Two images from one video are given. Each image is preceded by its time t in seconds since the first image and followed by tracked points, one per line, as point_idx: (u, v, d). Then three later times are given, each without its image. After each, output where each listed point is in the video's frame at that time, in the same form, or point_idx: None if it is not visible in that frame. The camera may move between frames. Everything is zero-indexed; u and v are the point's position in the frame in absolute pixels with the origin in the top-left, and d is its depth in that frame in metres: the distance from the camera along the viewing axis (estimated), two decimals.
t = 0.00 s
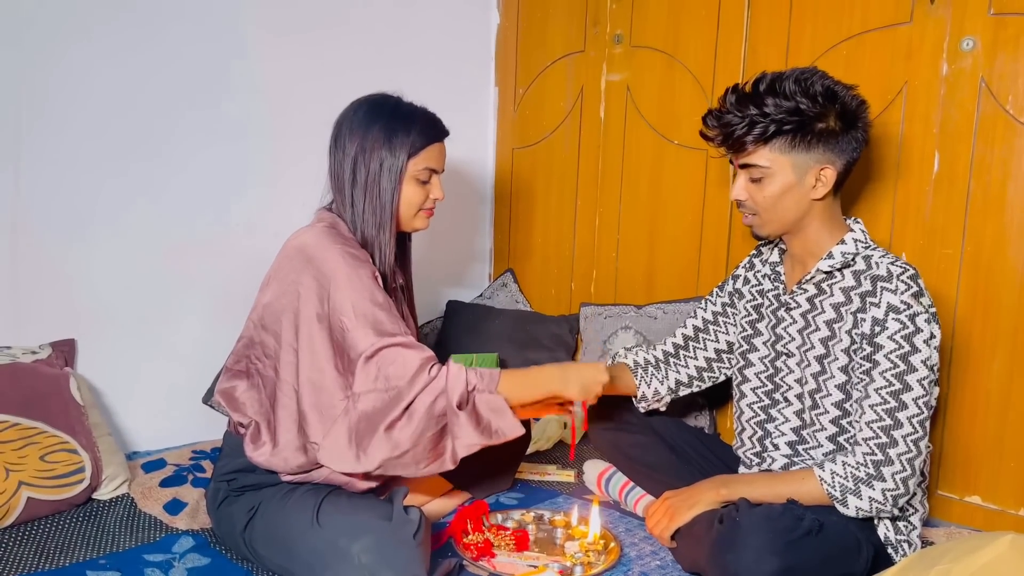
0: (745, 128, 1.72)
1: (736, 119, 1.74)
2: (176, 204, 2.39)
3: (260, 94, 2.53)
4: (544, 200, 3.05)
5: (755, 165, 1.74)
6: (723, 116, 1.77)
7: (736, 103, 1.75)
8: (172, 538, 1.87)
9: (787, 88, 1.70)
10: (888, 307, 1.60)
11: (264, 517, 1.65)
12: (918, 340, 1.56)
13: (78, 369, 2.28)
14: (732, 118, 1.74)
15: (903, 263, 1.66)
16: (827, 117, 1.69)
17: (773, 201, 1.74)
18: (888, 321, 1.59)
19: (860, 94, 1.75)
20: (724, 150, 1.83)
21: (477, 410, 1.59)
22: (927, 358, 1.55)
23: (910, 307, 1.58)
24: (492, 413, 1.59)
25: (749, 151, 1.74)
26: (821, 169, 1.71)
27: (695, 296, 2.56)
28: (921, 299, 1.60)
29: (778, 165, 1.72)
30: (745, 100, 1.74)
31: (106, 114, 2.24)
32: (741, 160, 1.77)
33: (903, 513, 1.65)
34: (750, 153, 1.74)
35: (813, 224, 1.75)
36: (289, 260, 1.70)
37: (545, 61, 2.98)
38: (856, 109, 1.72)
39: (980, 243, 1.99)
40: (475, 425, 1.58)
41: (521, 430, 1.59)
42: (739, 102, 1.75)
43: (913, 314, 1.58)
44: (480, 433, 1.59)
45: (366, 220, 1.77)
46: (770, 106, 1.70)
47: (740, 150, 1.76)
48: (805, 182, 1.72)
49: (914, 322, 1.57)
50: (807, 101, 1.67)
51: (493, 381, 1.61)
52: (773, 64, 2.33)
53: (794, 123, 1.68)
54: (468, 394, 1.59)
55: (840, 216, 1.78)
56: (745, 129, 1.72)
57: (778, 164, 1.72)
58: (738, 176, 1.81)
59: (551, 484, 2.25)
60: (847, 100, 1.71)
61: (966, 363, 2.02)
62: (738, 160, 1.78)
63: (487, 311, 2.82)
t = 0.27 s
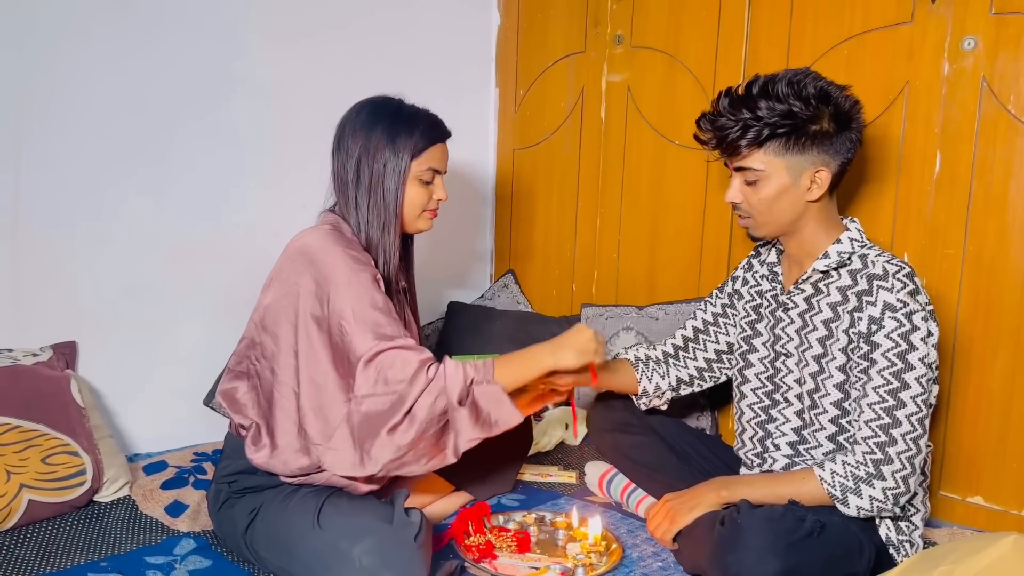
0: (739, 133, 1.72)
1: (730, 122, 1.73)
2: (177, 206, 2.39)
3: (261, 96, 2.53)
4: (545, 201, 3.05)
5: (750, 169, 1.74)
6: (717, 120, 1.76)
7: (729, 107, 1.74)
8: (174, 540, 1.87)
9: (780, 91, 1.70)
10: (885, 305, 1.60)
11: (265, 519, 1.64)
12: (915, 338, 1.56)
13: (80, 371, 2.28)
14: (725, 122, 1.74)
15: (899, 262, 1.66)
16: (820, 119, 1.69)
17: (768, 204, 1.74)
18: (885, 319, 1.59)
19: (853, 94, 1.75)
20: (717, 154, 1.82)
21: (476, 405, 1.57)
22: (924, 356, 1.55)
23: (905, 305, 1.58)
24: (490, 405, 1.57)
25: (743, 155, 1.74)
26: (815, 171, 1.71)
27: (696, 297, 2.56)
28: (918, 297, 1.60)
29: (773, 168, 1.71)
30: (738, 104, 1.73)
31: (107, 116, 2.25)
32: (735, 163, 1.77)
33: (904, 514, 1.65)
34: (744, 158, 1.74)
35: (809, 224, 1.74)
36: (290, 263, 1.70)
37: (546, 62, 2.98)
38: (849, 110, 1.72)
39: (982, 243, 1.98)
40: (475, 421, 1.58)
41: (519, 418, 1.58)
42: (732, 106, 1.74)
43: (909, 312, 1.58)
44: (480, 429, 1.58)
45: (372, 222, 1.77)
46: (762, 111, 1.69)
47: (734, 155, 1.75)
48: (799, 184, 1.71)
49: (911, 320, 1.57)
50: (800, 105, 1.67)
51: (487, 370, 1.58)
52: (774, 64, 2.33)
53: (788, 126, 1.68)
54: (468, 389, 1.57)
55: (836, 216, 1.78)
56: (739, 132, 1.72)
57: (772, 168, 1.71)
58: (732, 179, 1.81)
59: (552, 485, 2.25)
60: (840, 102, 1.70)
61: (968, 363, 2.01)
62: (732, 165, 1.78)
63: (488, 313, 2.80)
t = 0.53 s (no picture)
0: (742, 134, 1.72)
1: (732, 123, 1.73)
2: (177, 206, 2.39)
3: (262, 97, 2.53)
4: (546, 202, 3.04)
5: (753, 170, 1.74)
6: (719, 120, 1.76)
7: (732, 107, 1.74)
8: (175, 541, 1.86)
9: (783, 91, 1.69)
10: (888, 306, 1.60)
11: (266, 520, 1.64)
12: (919, 338, 1.55)
13: (81, 373, 2.27)
14: (728, 123, 1.74)
15: (903, 262, 1.65)
16: (823, 119, 1.68)
17: (770, 204, 1.74)
18: (888, 319, 1.59)
19: (856, 94, 1.74)
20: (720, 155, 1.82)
21: (487, 397, 1.61)
22: (928, 356, 1.54)
23: (909, 305, 1.57)
24: (499, 397, 1.62)
25: (746, 155, 1.73)
26: (818, 172, 1.71)
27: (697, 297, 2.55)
28: (922, 297, 1.59)
29: (776, 169, 1.71)
30: (741, 104, 1.73)
31: (108, 118, 2.24)
32: (738, 163, 1.76)
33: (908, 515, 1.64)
34: (747, 158, 1.74)
35: (811, 225, 1.74)
36: (293, 262, 1.69)
37: (547, 62, 2.98)
38: (852, 110, 1.72)
39: (984, 242, 1.98)
40: (485, 413, 1.61)
41: (527, 412, 1.63)
42: (735, 106, 1.74)
43: (913, 312, 1.57)
44: (491, 421, 1.61)
45: (371, 223, 1.77)
46: (765, 111, 1.69)
47: (737, 155, 1.75)
48: (802, 185, 1.71)
49: (914, 321, 1.56)
50: (803, 105, 1.67)
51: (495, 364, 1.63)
52: (775, 64, 2.33)
53: (791, 126, 1.67)
54: (479, 382, 1.61)
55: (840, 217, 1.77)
56: (742, 133, 1.71)
57: (776, 168, 1.71)
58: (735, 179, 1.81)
59: (553, 486, 2.25)
60: (843, 102, 1.70)
61: (970, 363, 2.01)
62: (735, 166, 1.77)
63: (489, 313, 2.80)
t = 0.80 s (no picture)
0: (741, 135, 1.72)
1: (731, 124, 1.73)
2: (177, 207, 2.39)
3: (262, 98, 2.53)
4: (546, 202, 3.04)
5: (753, 171, 1.74)
6: (719, 121, 1.76)
7: (732, 108, 1.74)
8: (175, 543, 1.86)
9: (782, 92, 1.70)
10: (888, 306, 1.60)
11: (267, 521, 1.64)
12: (919, 339, 1.55)
13: (81, 374, 2.27)
14: (727, 125, 1.74)
15: (903, 262, 1.65)
16: (823, 120, 1.68)
17: (770, 205, 1.74)
18: (888, 319, 1.59)
19: (857, 95, 1.74)
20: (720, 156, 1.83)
21: (480, 413, 1.60)
22: (928, 356, 1.54)
23: (910, 305, 1.57)
24: (493, 414, 1.60)
25: (746, 156, 1.74)
26: (818, 172, 1.71)
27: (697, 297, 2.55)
28: (922, 297, 1.59)
29: (776, 170, 1.71)
30: (740, 105, 1.73)
31: (109, 119, 2.25)
32: (738, 164, 1.77)
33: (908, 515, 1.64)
34: (747, 159, 1.74)
35: (811, 225, 1.74)
36: (293, 264, 1.69)
37: (546, 63, 2.98)
38: (852, 110, 1.71)
39: (984, 242, 1.98)
40: (478, 429, 1.60)
41: (524, 429, 1.61)
42: (734, 108, 1.74)
43: (913, 312, 1.57)
44: (484, 437, 1.60)
45: (371, 224, 1.77)
46: (763, 113, 1.69)
47: (737, 157, 1.75)
48: (802, 185, 1.71)
49: (914, 321, 1.56)
50: (802, 106, 1.67)
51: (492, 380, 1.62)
52: (775, 64, 2.32)
53: (790, 127, 1.67)
54: (473, 398, 1.60)
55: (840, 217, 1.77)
56: (741, 134, 1.72)
57: (775, 169, 1.71)
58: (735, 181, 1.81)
59: (554, 486, 2.25)
60: (842, 103, 1.70)
61: (971, 363, 2.01)
62: (735, 167, 1.78)
63: (488, 314, 2.80)
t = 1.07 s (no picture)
0: (744, 133, 1.71)
1: (736, 122, 1.72)
2: (176, 208, 2.38)
3: (262, 98, 2.52)
4: (546, 202, 3.04)
5: (756, 168, 1.73)
6: (722, 119, 1.76)
7: (735, 106, 1.74)
8: (175, 545, 1.85)
9: (786, 89, 1.69)
10: (889, 303, 1.59)
11: (267, 523, 1.63)
12: (920, 336, 1.55)
13: (80, 375, 2.26)
14: (731, 122, 1.73)
15: (904, 260, 1.65)
16: (827, 119, 1.68)
17: (772, 204, 1.73)
18: (890, 317, 1.58)
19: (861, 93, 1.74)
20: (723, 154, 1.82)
21: (474, 428, 1.62)
22: (929, 354, 1.53)
23: (910, 302, 1.57)
24: (487, 429, 1.62)
25: (749, 154, 1.73)
26: (821, 171, 1.70)
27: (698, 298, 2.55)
28: (923, 295, 1.59)
29: (778, 168, 1.71)
30: (744, 103, 1.73)
31: (108, 120, 2.24)
32: (741, 162, 1.76)
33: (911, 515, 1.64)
34: (750, 157, 1.74)
35: (813, 224, 1.74)
36: (292, 263, 1.68)
37: (546, 63, 2.98)
38: (856, 109, 1.71)
39: (985, 241, 1.97)
40: (473, 441, 1.61)
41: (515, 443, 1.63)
42: (738, 105, 1.74)
43: (915, 310, 1.57)
44: (479, 450, 1.61)
45: (368, 223, 1.76)
46: (767, 110, 1.69)
47: (740, 154, 1.75)
48: (805, 184, 1.71)
49: (916, 318, 1.56)
50: (806, 104, 1.67)
51: (488, 395, 1.63)
52: (776, 64, 2.32)
53: (793, 124, 1.67)
54: (467, 412, 1.61)
55: (841, 215, 1.77)
56: (745, 132, 1.71)
57: (778, 167, 1.71)
58: (738, 179, 1.81)
59: (554, 487, 2.24)
60: (846, 102, 1.70)
61: (972, 363, 2.01)
62: (738, 164, 1.77)
63: (489, 314, 2.80)
